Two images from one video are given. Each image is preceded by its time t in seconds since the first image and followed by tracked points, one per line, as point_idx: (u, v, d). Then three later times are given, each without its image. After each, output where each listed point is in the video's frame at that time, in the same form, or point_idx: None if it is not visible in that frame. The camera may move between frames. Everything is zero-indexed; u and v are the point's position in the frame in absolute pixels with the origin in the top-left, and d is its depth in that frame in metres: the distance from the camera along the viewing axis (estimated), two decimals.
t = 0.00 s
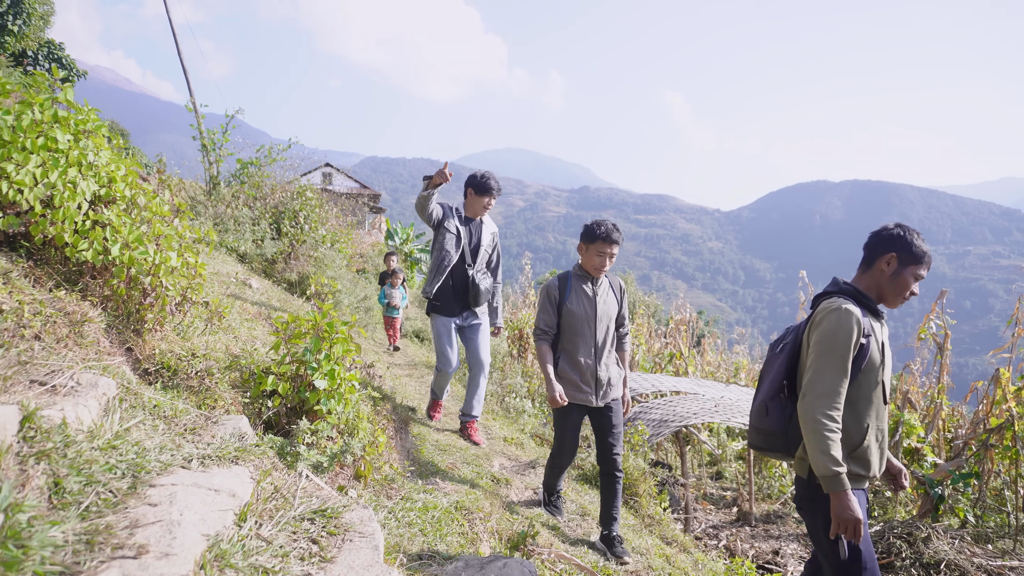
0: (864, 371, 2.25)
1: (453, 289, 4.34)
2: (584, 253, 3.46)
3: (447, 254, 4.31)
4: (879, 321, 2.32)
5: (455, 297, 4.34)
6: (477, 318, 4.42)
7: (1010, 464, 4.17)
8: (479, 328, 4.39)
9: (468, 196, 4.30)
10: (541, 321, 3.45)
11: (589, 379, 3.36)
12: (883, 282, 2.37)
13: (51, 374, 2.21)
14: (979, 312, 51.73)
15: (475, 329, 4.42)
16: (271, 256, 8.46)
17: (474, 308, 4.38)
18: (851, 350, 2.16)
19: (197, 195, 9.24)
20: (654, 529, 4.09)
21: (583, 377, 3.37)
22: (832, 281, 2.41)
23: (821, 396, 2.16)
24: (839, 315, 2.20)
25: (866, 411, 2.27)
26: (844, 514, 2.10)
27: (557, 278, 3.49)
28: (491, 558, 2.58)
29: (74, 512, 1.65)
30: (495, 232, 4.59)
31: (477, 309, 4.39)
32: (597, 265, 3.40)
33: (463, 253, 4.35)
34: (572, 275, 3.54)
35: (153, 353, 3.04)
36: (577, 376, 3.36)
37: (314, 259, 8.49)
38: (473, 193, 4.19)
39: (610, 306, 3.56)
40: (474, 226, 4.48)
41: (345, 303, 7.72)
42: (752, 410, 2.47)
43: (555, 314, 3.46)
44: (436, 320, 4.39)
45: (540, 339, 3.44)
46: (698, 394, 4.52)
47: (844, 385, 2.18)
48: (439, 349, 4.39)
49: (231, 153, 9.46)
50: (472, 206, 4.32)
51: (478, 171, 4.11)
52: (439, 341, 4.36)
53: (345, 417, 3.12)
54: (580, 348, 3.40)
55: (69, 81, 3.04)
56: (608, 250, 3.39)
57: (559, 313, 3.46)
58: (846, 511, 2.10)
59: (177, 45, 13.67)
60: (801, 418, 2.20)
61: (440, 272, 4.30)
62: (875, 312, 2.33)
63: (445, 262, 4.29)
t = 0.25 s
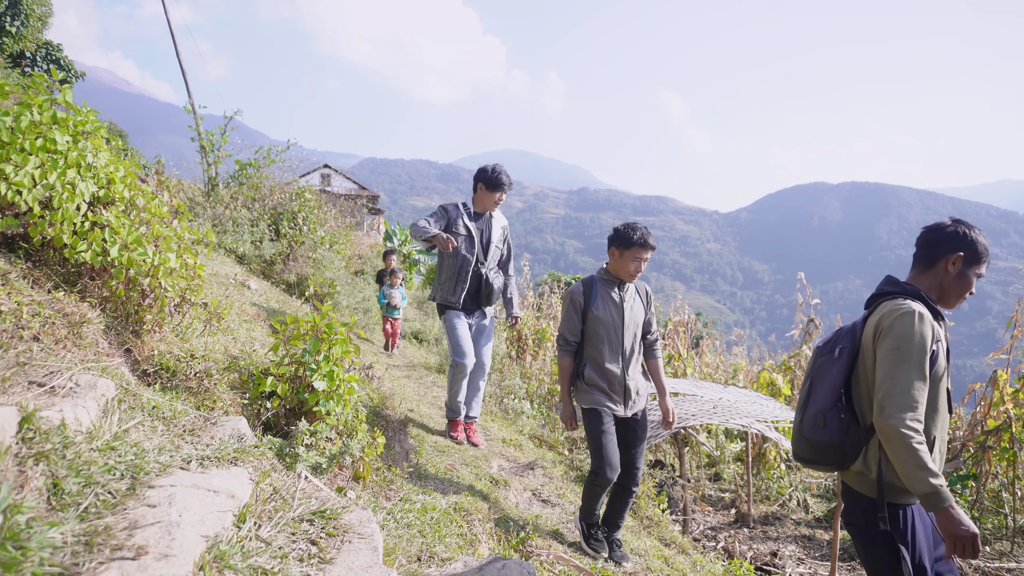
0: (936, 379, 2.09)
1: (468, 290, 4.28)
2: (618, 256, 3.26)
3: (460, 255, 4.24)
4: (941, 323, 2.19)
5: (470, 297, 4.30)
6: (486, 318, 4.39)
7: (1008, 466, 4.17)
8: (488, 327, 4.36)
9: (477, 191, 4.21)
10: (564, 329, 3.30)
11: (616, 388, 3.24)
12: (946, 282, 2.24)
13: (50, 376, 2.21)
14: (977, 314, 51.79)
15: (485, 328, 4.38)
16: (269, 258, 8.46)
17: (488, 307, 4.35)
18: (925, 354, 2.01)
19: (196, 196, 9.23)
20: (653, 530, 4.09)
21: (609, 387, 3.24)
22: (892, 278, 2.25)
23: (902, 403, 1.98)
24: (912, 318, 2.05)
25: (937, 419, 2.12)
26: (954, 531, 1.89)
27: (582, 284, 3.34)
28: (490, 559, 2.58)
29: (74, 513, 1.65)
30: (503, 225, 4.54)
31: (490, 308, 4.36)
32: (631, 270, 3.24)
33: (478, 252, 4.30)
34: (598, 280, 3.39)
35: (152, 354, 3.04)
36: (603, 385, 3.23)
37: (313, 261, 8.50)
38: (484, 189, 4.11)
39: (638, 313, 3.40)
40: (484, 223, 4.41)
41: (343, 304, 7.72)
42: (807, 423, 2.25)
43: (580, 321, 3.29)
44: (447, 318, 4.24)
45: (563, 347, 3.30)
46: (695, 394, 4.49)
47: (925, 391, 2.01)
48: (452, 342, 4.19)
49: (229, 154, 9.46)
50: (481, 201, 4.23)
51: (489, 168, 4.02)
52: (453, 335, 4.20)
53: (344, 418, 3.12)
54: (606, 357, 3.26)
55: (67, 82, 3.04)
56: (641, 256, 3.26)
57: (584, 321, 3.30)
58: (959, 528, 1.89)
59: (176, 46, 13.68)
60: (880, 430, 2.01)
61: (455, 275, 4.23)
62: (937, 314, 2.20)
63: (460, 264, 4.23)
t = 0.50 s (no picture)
0: (995, 402, 1.89)
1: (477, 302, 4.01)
2: (647, 263, 3.01)
3: (468, 269, 3.95)
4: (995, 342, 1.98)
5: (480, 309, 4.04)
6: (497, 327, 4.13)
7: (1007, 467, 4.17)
8: (499, 336, 4.10)
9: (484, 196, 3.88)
10: (585, 338, 3.05)
11: (643, 403, 3.00)
12: (996, 299, 2.04)
13: (49, 376, 2.20)
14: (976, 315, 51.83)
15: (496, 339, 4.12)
16: (268, 258, 8.46)
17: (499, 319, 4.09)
18: (983, 377, 1.79)
19: (194, 197, 9.22)
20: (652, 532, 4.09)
21: (636, 401, 2.99)
22: (940, 295, 2.03)
23: (957, 432, 1.78)
24: (966, 337, 1.83)
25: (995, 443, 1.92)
26: None
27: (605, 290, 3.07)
28: (489, 560, 2.57)
29: (72, 514, 1.65)
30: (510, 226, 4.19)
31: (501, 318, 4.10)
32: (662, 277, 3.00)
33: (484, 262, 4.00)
34: (622, 286, 3.11)
35: (150, 354, 3.04)
36: (630, 400, 2.97)
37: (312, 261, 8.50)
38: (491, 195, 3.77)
39: (664, 321, 3.16)
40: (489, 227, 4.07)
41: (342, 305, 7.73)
42: (857, 450, 2.05)
43: (603, 331, 3.03)
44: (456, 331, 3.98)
45: (585, 357, 3.06)
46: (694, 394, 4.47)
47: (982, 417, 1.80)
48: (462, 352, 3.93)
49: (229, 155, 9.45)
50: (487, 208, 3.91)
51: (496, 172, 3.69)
52: (463, 347, 3.92)
53: (343, 419, 3.12)
54: (634, 369, 3.00)
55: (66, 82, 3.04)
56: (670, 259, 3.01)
57: (607, 330, 3.04)
58: None
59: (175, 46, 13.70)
60: (934, 458, 1.80)
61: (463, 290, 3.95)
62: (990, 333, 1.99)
63: (467, 278, 3.95)
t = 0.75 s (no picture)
0: None
1: (487, 305, 3.92)
2: (677, 267, 2.93)
3: (476, 271, 3.89)
4: None
5: (490, 312, 3.94)
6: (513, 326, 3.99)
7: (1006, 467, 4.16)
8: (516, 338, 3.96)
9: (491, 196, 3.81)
10: (621, 351, 2.85)
11: (678, 417, 2.92)
12: None
13: (47, 377, 2.20)
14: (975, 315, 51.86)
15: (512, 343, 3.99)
16: (267, 259, 8.46)
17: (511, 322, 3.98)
18: None
19: (194, 198, 9.23)
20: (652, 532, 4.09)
21: (670, 415, 2.90)
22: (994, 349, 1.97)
23: None
24: None
25: None
26: None
27: (637, 299, 2.93)
28: (489, 561, 2.57)
29: (72, 514, 1.65)
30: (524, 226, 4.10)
31: (514, 320, 3.98)
32: (691, 283, 2.88)
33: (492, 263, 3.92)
34: (653, 294, 2.99)
35: (150, 355, 3.04)
36: (665, 414, 2.87)
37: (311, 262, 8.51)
38: (501, 194, 3.71)
39: (695, 330, 3.05)
40: (501, 228, 3.99)
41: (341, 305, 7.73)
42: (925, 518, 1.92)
43: (636, 343, 2.89)
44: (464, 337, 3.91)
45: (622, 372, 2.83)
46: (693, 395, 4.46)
47: None
48: (471, 363, 3.90)
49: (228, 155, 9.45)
50: (496, 208, 3.84)
51: (507, 171, 3.64)
52: (472, 357, 3.90)
53: (342, 419, 3.12)
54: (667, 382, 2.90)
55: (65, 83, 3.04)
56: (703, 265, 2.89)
57: (640, 341, 2.90)
58: None
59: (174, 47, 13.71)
60: (1004, 522, 1.72)
61: (472, 292, 3.89)
62: None
63: (475, 280, 3.89)
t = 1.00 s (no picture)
0: None
1: (513, 325, 3.67)
2: (721, 280, 2.72)
3: (503, 288, 3.66)
4: None
5: (516, 334, 3.69)
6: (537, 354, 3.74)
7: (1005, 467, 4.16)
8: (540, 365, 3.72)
9: (521, 211, 3.61)
10: (662, 366, 2.61)
11: (716, 443, 2.67)
12: None
13: (47, 377, 2.20)
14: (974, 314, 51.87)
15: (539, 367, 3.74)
16: (267, 259, 8.46)
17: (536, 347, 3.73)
18: None
19: (193, 197, 9.23)
20: (651, 531, 4.09)
21: (707, 441, 2.67)
22: None
23: None
24: None
25: None
26: None
27: (678, 310, 2.72)
28: (488, 560, 2.57)
29: (71, 514, 1.65)
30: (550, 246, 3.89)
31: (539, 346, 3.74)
32: (739, 299, 2.68)
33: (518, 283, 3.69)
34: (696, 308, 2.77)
35: (150, 355, 3.04)
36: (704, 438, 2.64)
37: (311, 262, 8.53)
38: (530, 208, 3.51)
39: (739, 348, 2.84)
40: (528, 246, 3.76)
41: (341, 305, 7.73)
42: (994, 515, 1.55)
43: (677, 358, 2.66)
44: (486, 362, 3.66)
45: (666, 387, 2.58)
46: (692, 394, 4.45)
47: None
48: (489, 392, 3.70)
49: (227, 155, 9.45)
50: (526, 223, 3.62)
51: (536, 183, 3.45)
52: (490, 384, 3.68)
53: (342, 419, 3.12)
54: (705, 403, 2.67)
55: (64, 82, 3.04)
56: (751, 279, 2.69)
57: (680, 357, 2.67)
58: None
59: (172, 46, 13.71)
60: None
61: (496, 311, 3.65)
62: None
63: (501, 298, 3.66)
